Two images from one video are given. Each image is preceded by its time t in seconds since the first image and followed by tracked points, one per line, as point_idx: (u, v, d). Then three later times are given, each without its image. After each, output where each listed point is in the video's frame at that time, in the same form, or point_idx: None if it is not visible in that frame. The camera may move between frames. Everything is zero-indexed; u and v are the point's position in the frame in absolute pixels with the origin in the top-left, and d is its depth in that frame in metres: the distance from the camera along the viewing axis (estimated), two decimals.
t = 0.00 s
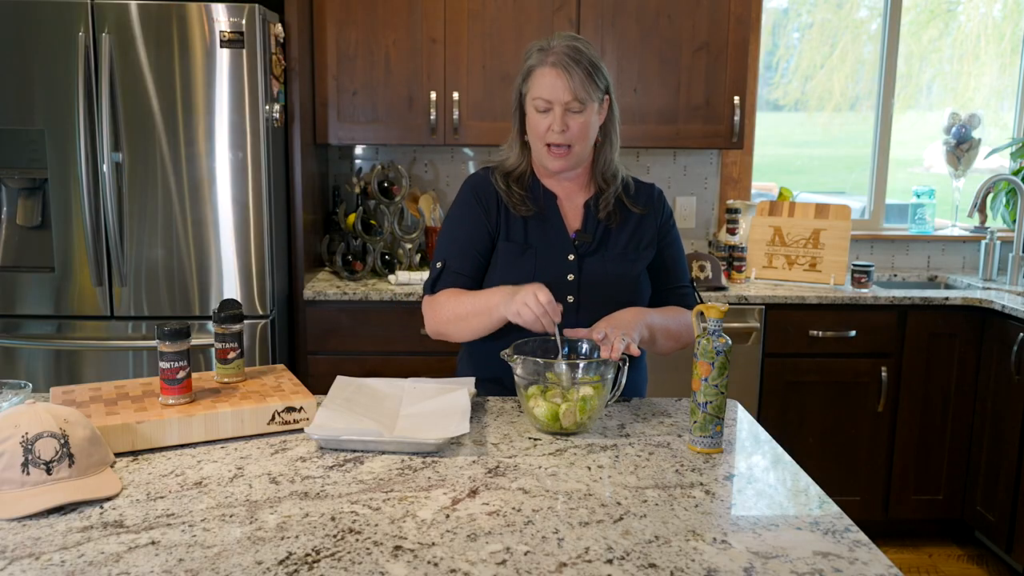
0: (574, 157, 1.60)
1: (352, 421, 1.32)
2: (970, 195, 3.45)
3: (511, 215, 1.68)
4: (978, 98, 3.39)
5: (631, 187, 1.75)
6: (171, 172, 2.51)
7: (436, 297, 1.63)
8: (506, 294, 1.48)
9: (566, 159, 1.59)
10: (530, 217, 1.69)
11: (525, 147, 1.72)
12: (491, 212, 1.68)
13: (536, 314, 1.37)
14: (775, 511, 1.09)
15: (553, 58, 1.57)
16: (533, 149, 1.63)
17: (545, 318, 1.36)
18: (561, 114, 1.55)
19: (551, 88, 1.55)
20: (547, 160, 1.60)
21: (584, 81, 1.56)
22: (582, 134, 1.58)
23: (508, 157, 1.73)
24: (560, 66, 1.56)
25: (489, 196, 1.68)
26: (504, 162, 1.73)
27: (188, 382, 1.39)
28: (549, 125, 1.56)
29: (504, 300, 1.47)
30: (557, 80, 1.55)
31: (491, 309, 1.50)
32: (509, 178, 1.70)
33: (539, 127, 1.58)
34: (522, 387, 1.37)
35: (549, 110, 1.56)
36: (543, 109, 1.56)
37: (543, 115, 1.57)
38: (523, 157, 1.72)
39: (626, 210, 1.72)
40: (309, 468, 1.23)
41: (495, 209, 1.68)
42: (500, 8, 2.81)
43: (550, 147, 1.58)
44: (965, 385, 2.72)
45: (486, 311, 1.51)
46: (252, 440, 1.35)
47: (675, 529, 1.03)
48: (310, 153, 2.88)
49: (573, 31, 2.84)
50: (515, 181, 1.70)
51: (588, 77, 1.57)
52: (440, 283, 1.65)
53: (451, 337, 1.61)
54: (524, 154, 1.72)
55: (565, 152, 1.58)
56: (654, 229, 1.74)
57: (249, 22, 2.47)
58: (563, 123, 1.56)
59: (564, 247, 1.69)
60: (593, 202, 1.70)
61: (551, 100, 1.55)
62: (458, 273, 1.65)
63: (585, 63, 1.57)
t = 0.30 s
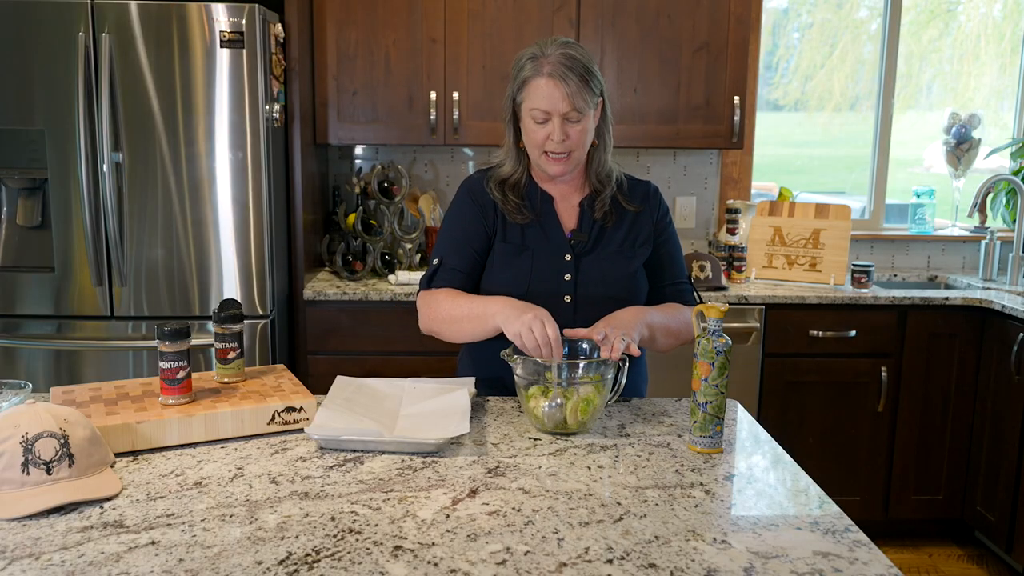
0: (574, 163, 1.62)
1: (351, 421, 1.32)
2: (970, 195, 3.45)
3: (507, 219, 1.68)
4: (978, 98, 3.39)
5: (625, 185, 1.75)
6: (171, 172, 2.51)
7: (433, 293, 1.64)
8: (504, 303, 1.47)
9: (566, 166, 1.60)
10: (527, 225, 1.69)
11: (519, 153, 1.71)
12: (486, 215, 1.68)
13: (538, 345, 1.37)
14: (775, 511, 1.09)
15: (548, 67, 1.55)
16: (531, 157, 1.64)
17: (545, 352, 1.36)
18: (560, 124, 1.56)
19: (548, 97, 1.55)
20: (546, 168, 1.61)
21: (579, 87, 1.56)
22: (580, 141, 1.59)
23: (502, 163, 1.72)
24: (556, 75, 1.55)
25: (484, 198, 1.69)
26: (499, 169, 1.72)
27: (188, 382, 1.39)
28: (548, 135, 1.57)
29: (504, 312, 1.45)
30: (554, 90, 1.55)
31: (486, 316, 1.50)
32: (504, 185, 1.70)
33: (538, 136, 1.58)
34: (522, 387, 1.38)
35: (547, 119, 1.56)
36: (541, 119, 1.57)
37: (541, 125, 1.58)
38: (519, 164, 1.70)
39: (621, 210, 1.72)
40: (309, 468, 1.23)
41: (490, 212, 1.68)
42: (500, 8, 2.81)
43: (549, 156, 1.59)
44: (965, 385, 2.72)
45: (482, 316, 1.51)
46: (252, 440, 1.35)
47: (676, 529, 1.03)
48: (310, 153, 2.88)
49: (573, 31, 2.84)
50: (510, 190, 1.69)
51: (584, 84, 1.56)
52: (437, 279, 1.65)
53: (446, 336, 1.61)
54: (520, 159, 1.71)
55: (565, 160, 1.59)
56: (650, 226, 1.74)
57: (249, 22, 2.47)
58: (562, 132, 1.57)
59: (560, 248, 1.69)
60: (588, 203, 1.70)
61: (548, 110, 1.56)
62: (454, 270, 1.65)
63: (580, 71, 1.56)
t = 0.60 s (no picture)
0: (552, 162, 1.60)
1: (351, 421, 1.32)
2: (970, 195, 3.45)
3: (508, 218, 1.68)
4: (978, 98, 3.39)
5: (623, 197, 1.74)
6: (171, 172, 2.51)
7: (438, 260, 1.56)
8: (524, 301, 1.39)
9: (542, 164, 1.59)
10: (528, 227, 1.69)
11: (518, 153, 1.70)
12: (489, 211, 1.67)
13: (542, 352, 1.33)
14: (775, 511, 1.09)
15: (534, 62, 1.57)
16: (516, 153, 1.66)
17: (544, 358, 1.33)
18: (537, 117, 1.57)
19: (527, 91, 1.57)
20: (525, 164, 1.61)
21: (561, 86, 1.57)
22: (558, 139, 1.58)
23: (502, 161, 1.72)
24: (540, 71, 1.57)
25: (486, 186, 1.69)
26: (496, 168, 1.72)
27: (189, 382, 1.39)
28: (524, 127, 1.58)
29: (524, 310, 1.37)
30: (533, 84, 1.57)
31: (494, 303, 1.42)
32: (505, 185, 1.69)
33: (517, 130, 1.60)
34: (521, 387, 1.37)
35: (526, 112, 1.58)
36: (520, 112, 1.59)
37: (521, 118, 1.59)
38: (516, 163, 1.70)
39: (616, 222, 1.72)
40: (309, 468, 1.23)
41: (491, 202, 1.68)
42: (500, 8, 2.81)
43: (525, 149, 1.59)
44: (965, 385, 2.72)
45: (493, 304, 1.42)
46: (252, 440, 1.35)
47: (675, 529, 1.03)
48: (310, 153, 2.88)
49: (573, 31, 2.84)
50: (512, 190, 1.68)
51: (566, 83, 1.57)
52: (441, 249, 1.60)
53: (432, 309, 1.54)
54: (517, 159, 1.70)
55: (540, 156, 1.59)
56: (649, 227, 1.75)
57: (249, 22, 2.47)
58: (536, 126, 1.57)
59: (559, 249, 1.69)
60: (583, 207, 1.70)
61: (527, 103, 1.57)
62: (457, 242, 1.62)
63: (566, 70, 1.57)
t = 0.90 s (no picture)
0: (547, 159, 1.62)
1: (351, 421, 1.32)
2: (970, 195, 3.45)
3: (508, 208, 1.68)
4: (978, 98, 3.39)
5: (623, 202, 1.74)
6: (171, 172, 2.51)
7: (434, 252, 1.54)
8: (519, 305, 1.36)
9: (536, 161, 1.61)
10: (527, 218, 1.69)
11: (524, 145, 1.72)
12: (491, 205, 1.67)
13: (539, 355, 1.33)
14: (775, 511, 1.09)
15: (535, 60, 1.59)
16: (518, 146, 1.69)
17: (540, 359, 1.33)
18: (532, 114, 1.59)
19: (525, 88, 1.59)
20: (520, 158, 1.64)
21: (557, 85, 1.58)
22: (553, 137, 1.60)
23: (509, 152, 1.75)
24: (539, 69, 1.58)
25: (489, 181, 1.68)
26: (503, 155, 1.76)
27: (189, 382, 1.39)
28: (520, 122, 1.61)
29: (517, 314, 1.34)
30: (530, 81, 1.59)
31: (484, 304, 1.40)
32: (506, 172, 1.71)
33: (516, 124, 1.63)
34: (520, 387, 1.36)
35: (524, 109, 1.61)
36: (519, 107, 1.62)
37: (519, 114, 1.62)
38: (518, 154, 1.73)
39: (614, 226, 1.72)
40: (309, 468, 1.23)
41: (493, 197, 1.67)
42: (500, 8, 2.81)
43: (520, 144, 1.62)
44: (965, 385, 2.72)
45: (488, 306, 1.39)
46: (252, 440, 1.35)
47: (676, 529, 1.03)
48: (310, 154, 2.88)
49: (573, 31, 2.84)
50: (512, 176, 1.70)
51: (564, 82, 1.58)
52: (439, 241, 1.59)
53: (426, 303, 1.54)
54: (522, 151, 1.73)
55: (534, 153, 1.61)
56: (650, 229, 1.75)
57: (249, 22, 2.47)
58: (530, 122, 1.60)
59: (559, 246, 1.68)
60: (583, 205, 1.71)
61: (525, 99, 1.60)
62: (455, 235, 1.61)
63: (564, 70, 1.58)
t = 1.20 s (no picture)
0: (549, 153, 1.61)
1: (351, 421, 1.32)
2: (970, 195, 3.45)
3: (508, 206, 1.68)
4: (978, 98, 3.39)
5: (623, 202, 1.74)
6: (171, 172, 2.51)
7: (434, 254, 1.55)
8: (524, 301, 1.37)
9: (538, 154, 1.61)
10: (527, 215, 1.69)
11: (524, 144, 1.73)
12: (492, 205, 1.68)
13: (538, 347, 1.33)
14: (775, 511, 1.09)
15: (538, 53, 1.60)
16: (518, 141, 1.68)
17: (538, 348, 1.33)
18: (535, 106, 1.59)
19: (528, 80, 1.60)
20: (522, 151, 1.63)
21: (561, 78, 1.59)
22: (556, 129, 1.60)
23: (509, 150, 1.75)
24: (542, 61, 1.59)
25: (490, 181, 1.69)
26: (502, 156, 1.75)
27: (189, 382, 1.39)
28: (522, 115, 1.61)
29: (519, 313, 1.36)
30: (534, 74, 1.59)
31: (489, 301, 1.42)
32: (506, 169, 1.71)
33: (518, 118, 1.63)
34: (520, 386, 1.37)
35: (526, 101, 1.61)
36: (522, 101, 1.62)
37: (522, 107, 1.62)
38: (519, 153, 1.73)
39: (614, 225, 1.72)
40: (309, 468, 1.23)
41: (493, 197, 1.68)
42: (500, 8, 2.81)
43: (522, 137, 1.61)
44: (966, 385, 2.72)
45: (494, 304, 1.41)
46: (252, 440, 1.35)
47: (676, 529, 1.03)
48: (310, 153, 2.88)
49: (573, 31, 2.84)
50: (512, 174, 1.70)
51: (567, 74, 1.59)
52: (438, 243, 1.60)
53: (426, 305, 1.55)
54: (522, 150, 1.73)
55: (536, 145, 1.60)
56: (650, 228, 1.75)
57: (249, 22, 2.47)
58: (533, 115, 1.60)
59: (560, 245, 1.68)
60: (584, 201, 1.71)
61: (527, 93, 1.60)
62: (454, 236, 1.61)
63: (568, 61, 1.59)
